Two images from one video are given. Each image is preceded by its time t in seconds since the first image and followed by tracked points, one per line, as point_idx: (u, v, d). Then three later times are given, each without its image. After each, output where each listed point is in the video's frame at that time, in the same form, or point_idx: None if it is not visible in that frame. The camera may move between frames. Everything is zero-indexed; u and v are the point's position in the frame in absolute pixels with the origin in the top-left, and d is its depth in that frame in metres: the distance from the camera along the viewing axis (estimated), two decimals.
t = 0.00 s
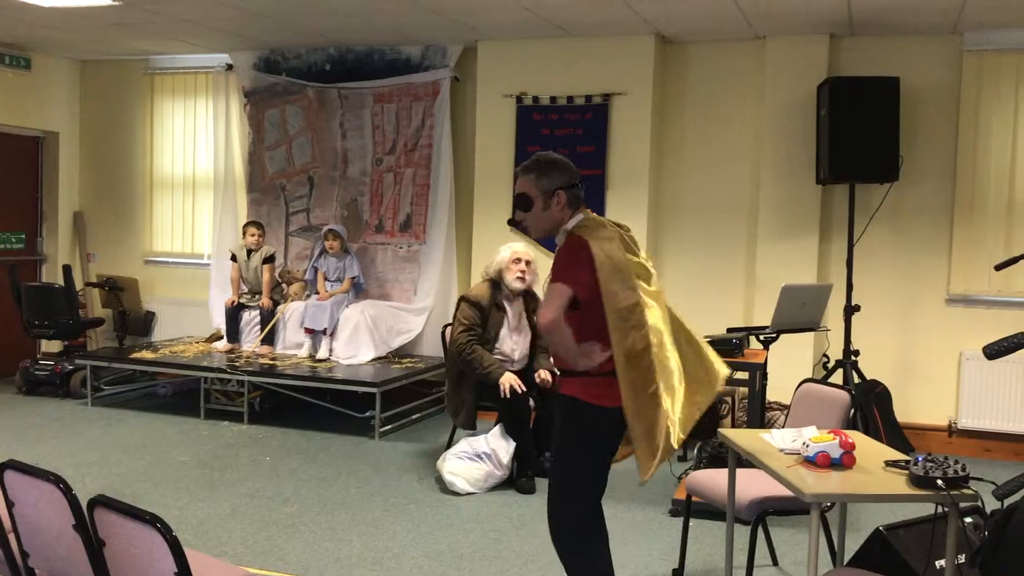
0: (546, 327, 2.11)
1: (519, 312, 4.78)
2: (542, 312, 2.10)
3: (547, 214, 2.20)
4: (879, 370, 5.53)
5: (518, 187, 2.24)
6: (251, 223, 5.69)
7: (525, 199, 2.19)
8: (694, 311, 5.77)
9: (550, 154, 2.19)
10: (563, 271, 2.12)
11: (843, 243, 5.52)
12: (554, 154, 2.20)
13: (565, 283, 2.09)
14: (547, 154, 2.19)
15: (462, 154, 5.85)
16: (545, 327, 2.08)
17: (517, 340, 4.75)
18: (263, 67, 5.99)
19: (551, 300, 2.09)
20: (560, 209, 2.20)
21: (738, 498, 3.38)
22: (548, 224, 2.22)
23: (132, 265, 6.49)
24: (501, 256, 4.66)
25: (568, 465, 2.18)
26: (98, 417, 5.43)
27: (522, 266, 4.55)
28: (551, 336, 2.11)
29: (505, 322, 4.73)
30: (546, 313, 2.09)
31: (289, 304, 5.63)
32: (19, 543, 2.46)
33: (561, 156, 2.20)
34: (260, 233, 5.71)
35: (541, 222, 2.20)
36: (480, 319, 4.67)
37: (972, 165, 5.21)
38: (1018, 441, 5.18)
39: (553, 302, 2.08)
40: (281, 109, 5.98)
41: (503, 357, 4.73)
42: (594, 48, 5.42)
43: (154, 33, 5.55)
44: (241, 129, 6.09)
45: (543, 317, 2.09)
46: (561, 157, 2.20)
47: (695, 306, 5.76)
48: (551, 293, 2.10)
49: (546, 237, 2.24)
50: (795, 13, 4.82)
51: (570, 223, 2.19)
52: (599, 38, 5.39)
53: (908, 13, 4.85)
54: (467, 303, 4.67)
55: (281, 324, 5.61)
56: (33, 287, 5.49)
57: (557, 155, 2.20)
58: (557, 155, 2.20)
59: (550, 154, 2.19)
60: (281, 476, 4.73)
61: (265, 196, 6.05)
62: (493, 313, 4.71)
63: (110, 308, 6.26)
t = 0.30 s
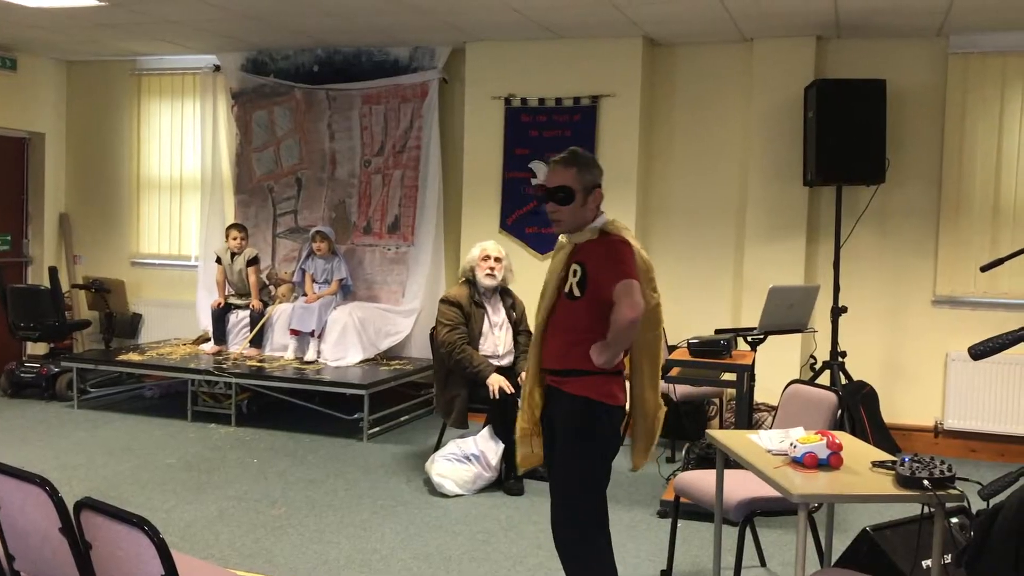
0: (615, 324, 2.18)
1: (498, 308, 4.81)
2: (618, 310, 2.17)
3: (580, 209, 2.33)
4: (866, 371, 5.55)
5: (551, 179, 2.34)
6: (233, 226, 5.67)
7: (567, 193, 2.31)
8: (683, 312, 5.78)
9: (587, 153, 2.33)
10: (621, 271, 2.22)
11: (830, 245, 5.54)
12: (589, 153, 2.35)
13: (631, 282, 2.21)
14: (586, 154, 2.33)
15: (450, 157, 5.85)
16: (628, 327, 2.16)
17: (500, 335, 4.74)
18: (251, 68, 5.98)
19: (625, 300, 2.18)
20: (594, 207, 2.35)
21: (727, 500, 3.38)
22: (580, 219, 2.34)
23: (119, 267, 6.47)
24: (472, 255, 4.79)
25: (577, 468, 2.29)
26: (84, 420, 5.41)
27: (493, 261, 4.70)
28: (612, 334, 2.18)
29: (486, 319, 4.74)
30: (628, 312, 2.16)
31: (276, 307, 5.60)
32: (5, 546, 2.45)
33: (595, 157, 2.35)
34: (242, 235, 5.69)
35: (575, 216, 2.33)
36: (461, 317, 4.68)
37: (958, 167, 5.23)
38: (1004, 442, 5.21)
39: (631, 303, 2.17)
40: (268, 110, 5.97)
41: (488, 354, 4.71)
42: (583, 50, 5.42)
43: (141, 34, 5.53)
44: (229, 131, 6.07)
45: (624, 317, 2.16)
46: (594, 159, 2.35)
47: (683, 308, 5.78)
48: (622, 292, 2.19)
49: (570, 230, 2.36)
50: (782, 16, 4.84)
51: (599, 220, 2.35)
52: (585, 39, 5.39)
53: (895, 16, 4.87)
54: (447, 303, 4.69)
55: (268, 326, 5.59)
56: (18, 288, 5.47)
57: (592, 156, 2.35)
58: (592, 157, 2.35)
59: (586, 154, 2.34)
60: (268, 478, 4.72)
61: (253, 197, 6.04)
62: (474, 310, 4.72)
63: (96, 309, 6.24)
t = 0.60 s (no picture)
0: (617, 326, 2.18)
1: (483, 305, 4.82)
2: (623, 311, 2.17)
3: (603, 210, 2.32)
4: (857, 371, 5.56)
5: (578, 176, 2.31)
6: (223, 227, 5.67)
7: (594, 192, 2.29)
8: (675, 312, 5.78)
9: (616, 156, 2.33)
10: (630, 275, 2.23)
11: (821, 245, 5.55)
12: (617, 156, 2.35)
13: (638, 286, 2.21)
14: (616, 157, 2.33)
15: (442, 158, 5.84)
16: (630, 329, 2.16)
17: (487, 333, 4.75)
18: (241, 68, 5.97)
19: (631, 302, 2.18)
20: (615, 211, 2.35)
21: (718, 499, 3.39)
22: (598, 220, 2.33)
23: (109, 267, 6.45)
24: (457, 255, 4.79)
25: (570, 467, 2.28)
26: (74, 420, 5.39)
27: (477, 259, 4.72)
28: (613, 334, 2.18)
29: (472, 315, 4.75)
30: (633, 314, 2.16)
31: (267, 307, 5.59)
32: None
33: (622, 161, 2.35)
34: (232, 236, 5.69)
35: (595, 216, 2.33)
36: (447, 315, 4.68)
37: (948, 167, 5.25)
38: (994, 441, 5.23)
39: (636, 306, 2.17)
40: (259, 110, 5.96)
41: (476, 351, 4.71)
42: (575, 51, 5.42)
43: (131, 34, 5.52)
44: (220, 130, 6.05)
45: (628, 318, 2.16)
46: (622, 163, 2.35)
47: (675, 308, 5.79)
48: (629, 295, 2.20)
49: (587, 230, 2.35)
50: (773, 17, 4.85)
51: (617, 223, 2.36)
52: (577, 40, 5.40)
53: (885, 17, 4.88)
54: (432, 303, 4.69)
55: (259, 326, 5.58)
56: (9, 288, 5.45)
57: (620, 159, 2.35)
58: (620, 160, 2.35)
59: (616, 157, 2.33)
60: (259, 478, 4.71)
61: (243, 197, 6.02)
62: (460, 308, 4.72)
63: (86, 310, 6.22)
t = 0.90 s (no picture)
0: (599, 317, 2.18)
1: (476, 302, 4.81)
2: (603, 302, 2.18)
3: (597, 205, 2.32)
4: (849, 367, 5.57)
5: (571, 172, 2.31)
6: (215, 223, 5.66)
7: (587, 188, 2.29)
8: (668, 309, 5.79)
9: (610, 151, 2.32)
10: (617, 268, 2.22)
11: (813, 242, 5.57)
12: (611, 151, 2.34)
13: (622, 278, 2.20)
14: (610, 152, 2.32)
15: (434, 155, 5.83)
16: (609, 319, 2.16)
17: (478, 330, 4.75)
18: (233, 64, 5.96)
19: (612, 293, 2.18)
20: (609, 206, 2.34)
21: (710, 495, 3.39)
22: (592, 216, 2.33)
23: (100, 264, 6.44)
24: (452, 252, 4.77)
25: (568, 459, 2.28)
26: (65, 417, 5.38)
27: (471, 258, 4.69)
28: (596, 326, 2.19)
29: (464, 313, 4.74)
30: (612, 305, 2.16)
31: (260, 304, 5.59)
32: None
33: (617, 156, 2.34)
34: (224, 232, 5.69)
35: (590, 211, 2.32)
36: (439, 312, 4.67)
37: (939, 164, 5.26)
38: (985, 437, 5.25)
39: (617, 297, 2.17)
40: (251, 105, 5.94)
41: (468, 347, 4.72)
42: (568, 47, 5.41)
43: (122, 29, 5.51)
44: (212, 126, 6.03)
45: (607, 309, 2.16)
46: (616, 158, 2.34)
47: (667, 305, 5.79)
48: (611, 286, 2.20)
49: (582, 224, 2.35)
50: (766, 13, 4.85)
51: (612, 218, 2.35)
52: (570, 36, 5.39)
53: (877, 13, 4.89)
54: (424, 299, 4.68)
55: (252, 323, 5.57)
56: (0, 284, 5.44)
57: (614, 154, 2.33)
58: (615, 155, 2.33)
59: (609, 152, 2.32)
60: (251, 475, 4.70)
61: (236, 193, 6.01)
62: (452, 305, 4.72)
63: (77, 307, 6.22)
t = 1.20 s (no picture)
0: (588, 310, 2.19)
1: (473, 301, 4.82)
2: (590, 294, 2.18)
3: (587, 201, 2.31)
4: (842, 361, 5.59)
5: (559, 168, 2.31)
6: (209, 218, 5.66)
7: (574, 182, 2.29)
8: (662, 303, 5.79)
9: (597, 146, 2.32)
10: (605, 259, 2.23)
11: (807, 237, 5.57)
12: (599, 145, 2.34)
13: (609, 270, 2.20)
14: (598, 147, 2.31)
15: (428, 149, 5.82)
16: (596, 311, 2.16)
17: (474, 326, 4.77)
18: (227, 57, 5.93)
19: (599, 285, 2.19)
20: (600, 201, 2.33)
21: (703, 489, 3.40)
22: (582, 211, 2.32)
23: (93, 258, 6.42)
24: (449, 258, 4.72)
25: (567, 452, 2.28)
26: (58, 411, 5.37)
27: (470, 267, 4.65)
28: (585, 318, 2.19)
29: (460, 310, 4.76)
30: (598, 296, 2.17)
31: (253, 298, 5.58)
32: None
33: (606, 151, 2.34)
34: (218, 227, 5.68)
35: (580, 207, 2.31)
36: (435, 308, 4.69)
37: (933, 160, 5.27)
38: (978, 432, 5.26)
39: (604, 289, 2.18)
40: (245, 99, 5.92)
41: (464, 343, 4.72)
42: (562, 42, 5.40)
43: (115, 23, 5.48)
44: (206, 120, 6.01)
45: (594, 301, 2.17)
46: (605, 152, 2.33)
47: (661, 300, 5.80)
48: (599, 278, 2.20)
49: (573, 220, 2.34)
50: (760, 7, 4.84)
51: (603, 213, 2.35)
52: (565, 31, 5.38)
53: (872, 8, 4.88)
54: (422, 295, 4.70)
55: (246, 317, 5.56)
56: None
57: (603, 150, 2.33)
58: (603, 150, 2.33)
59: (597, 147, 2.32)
60: (244, 470, 4.70)
61: (229, 188, 6.00)
62: (449, 301, 4.74)
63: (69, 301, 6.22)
